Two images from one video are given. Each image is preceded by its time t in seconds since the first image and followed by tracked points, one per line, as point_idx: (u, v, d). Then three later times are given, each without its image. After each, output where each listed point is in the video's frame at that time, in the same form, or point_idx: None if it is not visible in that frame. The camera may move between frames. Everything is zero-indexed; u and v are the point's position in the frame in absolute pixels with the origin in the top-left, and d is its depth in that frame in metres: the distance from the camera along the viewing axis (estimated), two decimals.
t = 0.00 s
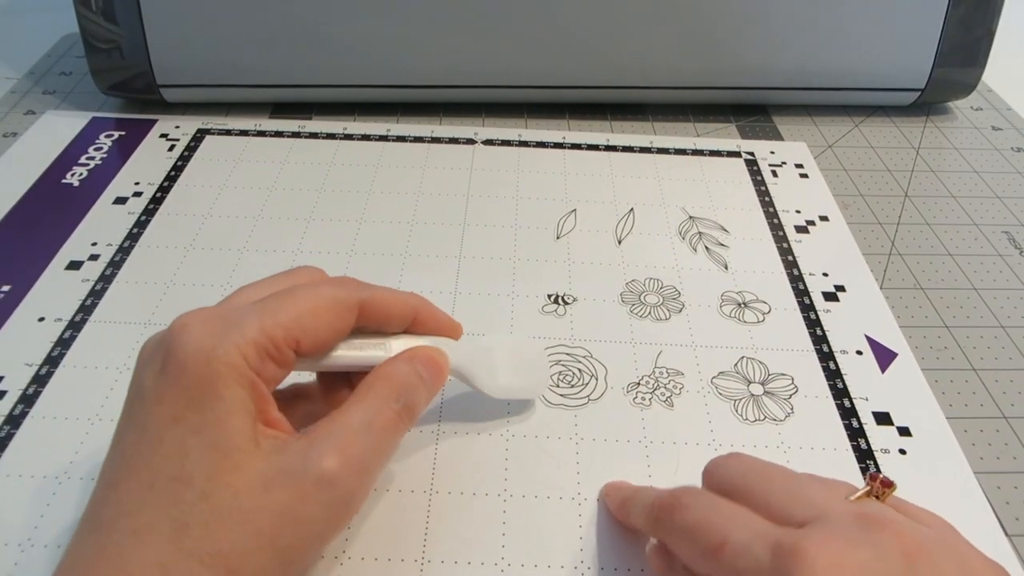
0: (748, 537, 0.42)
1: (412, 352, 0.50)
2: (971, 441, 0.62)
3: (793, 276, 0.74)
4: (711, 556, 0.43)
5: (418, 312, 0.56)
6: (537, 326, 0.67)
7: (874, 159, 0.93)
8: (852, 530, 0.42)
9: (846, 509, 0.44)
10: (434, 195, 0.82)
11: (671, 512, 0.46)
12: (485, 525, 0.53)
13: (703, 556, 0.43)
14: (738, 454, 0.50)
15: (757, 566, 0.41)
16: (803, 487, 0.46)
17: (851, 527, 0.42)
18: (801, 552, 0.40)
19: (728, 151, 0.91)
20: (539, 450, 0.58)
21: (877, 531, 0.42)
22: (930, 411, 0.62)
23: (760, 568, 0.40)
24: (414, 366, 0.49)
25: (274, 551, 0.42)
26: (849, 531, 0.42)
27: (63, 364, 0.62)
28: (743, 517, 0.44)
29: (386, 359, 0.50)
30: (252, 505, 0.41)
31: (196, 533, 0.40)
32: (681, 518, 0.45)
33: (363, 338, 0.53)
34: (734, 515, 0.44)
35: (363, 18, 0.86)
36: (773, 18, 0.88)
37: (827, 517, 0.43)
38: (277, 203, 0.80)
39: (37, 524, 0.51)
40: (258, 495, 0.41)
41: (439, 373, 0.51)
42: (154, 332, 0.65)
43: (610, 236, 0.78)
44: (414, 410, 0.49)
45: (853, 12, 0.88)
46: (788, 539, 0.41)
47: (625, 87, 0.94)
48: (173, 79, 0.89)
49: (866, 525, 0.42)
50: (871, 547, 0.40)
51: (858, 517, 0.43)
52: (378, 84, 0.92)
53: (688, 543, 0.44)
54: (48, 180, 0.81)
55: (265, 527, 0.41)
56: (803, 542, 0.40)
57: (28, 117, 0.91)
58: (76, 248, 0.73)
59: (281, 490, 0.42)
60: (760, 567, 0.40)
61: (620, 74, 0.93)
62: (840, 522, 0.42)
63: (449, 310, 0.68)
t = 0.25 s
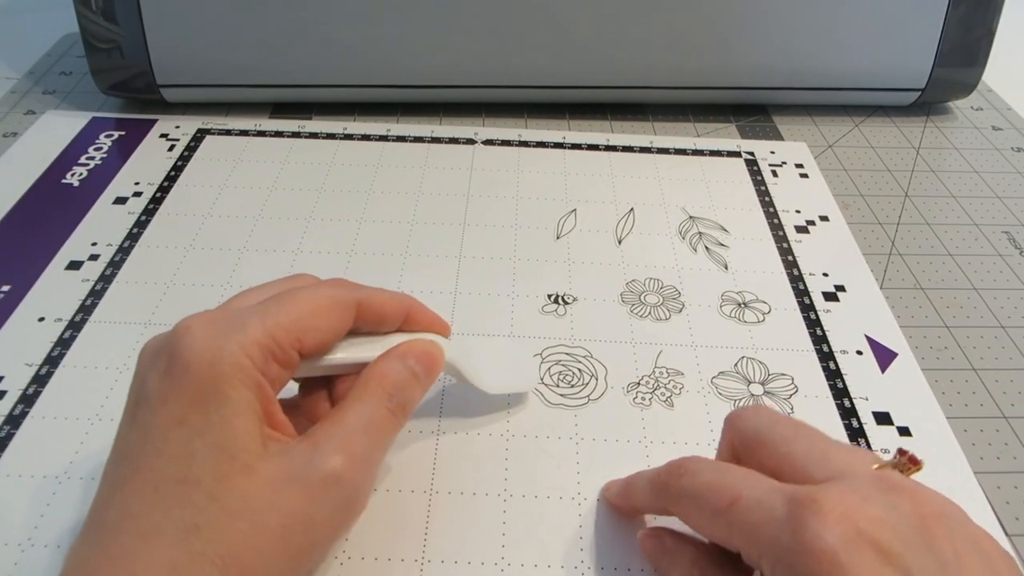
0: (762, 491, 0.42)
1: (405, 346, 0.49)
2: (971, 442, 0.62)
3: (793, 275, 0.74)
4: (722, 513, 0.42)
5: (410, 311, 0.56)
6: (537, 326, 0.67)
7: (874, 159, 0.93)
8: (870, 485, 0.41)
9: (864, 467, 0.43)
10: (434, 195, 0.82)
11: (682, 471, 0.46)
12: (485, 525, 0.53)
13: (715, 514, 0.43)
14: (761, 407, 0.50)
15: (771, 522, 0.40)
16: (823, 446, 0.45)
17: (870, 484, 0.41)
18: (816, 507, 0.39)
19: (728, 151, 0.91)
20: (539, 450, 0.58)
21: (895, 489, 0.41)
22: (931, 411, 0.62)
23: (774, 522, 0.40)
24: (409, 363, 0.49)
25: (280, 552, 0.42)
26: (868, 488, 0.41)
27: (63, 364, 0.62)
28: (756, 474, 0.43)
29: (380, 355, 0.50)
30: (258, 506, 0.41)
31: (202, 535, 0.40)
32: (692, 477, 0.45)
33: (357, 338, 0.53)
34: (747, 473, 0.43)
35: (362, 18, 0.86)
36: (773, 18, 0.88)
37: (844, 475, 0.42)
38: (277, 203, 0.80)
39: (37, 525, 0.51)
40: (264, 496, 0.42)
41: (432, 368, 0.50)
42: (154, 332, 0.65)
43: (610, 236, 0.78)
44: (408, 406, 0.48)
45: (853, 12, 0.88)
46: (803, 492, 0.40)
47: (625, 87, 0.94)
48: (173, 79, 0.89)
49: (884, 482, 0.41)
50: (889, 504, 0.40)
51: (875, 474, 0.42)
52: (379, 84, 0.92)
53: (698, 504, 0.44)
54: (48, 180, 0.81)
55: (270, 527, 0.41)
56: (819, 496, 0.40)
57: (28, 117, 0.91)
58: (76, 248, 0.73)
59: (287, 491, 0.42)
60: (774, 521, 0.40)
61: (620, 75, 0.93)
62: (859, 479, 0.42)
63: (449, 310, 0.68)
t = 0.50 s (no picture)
0: (779, 448, 0.41)
1: (390, 340, 0.50)
2: (972, 442, 0.62)
3: (793, 276, 0.74)
4: (741, 476, 0.42)
5: (390, 309, 0.56)
6: (538, 326, 0.67)
7: (874, 159, 0.93)
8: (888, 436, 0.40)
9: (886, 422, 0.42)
10: (434, 195, 0.82)
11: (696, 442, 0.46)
12: (486, 525, 0.53)
13: (734, 478, 0.43)
14: (786, 358, 0.49)
15: (789, 479, 0.40)
16: (843, 402, 0.44)
17: (890, 435, 0.40)
18: (833, 458, 0.39)
19: (728, 151, 0.91)
20: (539, 449, 0.58)
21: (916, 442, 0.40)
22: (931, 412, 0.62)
23: (794, 476, 0.40)
24: (392, 355, 0.50)
25: (280, 544, 0.42)
26: (887, 437, 0.40)
27: (63, 364, 0.62)
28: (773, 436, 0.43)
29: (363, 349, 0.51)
30: (258, 499, 0.41)
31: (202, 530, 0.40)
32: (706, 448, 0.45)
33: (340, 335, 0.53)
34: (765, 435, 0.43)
35: (362, 18, 0.86)
36: (773, 18, 0.88)
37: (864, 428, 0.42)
38: (277, 203, 0.80)
39: (36, 525, 0.51)
40: (263, 488, 0.42)
41: (414, 360, 0.51)
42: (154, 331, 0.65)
43: (610, 236, 0.78)
44: (394, 399, 0.49)
45: (854, 12, 0.88)
46: (821, 445, 0.40)
47: (625, 87, 0.94)
48: (173, 79, 0.89)
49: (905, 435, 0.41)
50: (908, 452, 0.39)
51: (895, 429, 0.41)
52: (379, 84, 0.92)
53: (715, 470, 0.44)
54: (48, 180, 0.81)
55: (270, 519, 0.41)
56: (837, 447, 0.39)
57: (28, 117, 0.91)
58: (77, 248, 0.73)
59: (285, 483, 0.42)
60: (792, 475, 0.40)
61: (620, 74, 0.93)
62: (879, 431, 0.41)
63: (449, 311, 0.68)
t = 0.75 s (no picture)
0: (782, 393, 0.42)
1: (404, 348, 0.51)
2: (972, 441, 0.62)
3: (794, 275, 0.74)
4: (740, 414, 0.44)
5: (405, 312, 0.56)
6: (538, 326, 0.67)
7: (875, 159, 0.93)
8: (883, 394, 0.42)
9: (885, 383, 0.44)
10: (434, 195, 0.82)
11: (701, 375, 0.47)
12: (486, 525, 0.53)
13: (734, 416, 0.44)
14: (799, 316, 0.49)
15: (786, 423, 0.41)
16: (844, 358, 0.45)
17: (885, 395, 0.42)
18: (832, 410, 0.40)
19: (728, 151, 0.90)
20: (539, 449, 0.58)
21: (908, 403, 0.42)
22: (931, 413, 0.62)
23: (791, 422, 0.41)
24: (405, 364, 0.50)
25: (296, 552, 0.43)
26: (882, 397, 0.41)
27: (63, 364, 0.62)
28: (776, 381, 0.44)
29: (376, 357, 0.51)
30: (277, 507, 0.42)
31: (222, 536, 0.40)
32: (714, 382, 0.46)
33: (357, 339, 0.53)
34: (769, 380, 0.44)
35: (362, 18, 0.86)
36: (774, 18, 0.88)
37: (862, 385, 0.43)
38: (277, 202, 0.80)
39: (36, 525, 0.51)
40: (281, 498, 0.42)
41: (425, 369, 0.51)
42: (154, 331, 0.65)
43: (611, 236, 0.78)
44: (405, 408, 0.50)
45: (854, 11, 0.88)
46: (820, 397, 0.41)
47: (625, 87, 0.94)
48: (173, 79, 0.89)
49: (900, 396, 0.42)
50: (901, 412, 0.40)
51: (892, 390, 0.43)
52: (379, 84, 0.92)
53: (718, 408, 0.45)
54: (48, 180, 0.81)
55: (288, 527, 0.42)
56: (835, 401, 0.40)
57: (28, 116, 0.91)
58: (76, 247, 0.73)
59: (303, 492, 0.43)
60: (790, 419, 0.41)
61: (620, 74, 0.93)
62: (877, 390, 0.42)
63: (449, 311, 0.68)
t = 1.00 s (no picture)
0: (763, 430, 0.43)
1: (421, 355, 0.51)
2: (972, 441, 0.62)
3: (794, 275, 0.74)
4: (727, 456, 0.44)
5: (418, 317, 0.57)
6: (538, 326, 0.67)
7: (875, 159, 0.93)
8: (866, 415, 0.42)
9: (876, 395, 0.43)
10: (434, 195, 0.82)
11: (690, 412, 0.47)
12: (487, 525, 0.53)
13: (721, 458, 0.44)
14: (802, 312, 0.49)
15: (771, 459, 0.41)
16: (836, 352, 0.45)
17: (866, 417, 0.41)
18: (810, 441, 0.40)
19: (728, 151, 0.90)
20: (540, 450, 0.58)
21: (892, 422, 0.41)
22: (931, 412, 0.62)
23: (774, 459, 0.41)
24: (420, 372, 0.51)
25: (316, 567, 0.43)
26: (863, 419, 0.41)
27: (63, 364, 0.62)
28: (757, 417, 0.44)
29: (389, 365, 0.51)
30: (301, 520, 0.42)
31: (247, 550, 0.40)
32: (696, 426, 0.46)
33: (374, 347, 0.53)
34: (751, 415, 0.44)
35: (362, 18, 0.86)
36: (774, 18, 0.88)
37: (846, 404, 0.43)
38: (277, 202, 0.80)
39: (37, 525, 0.51)
40: (305, 511, 0.42)
41: (440, 376, 0.52)
42: (154, 331, 0.65)
43: (611, 236, 0.78)
44: (416, 418, 0.50)
45: (854, 12, 0.88)
46: (799, 427, 0.41)
47: (625, 87, 0.94)
48: (173, 79, 0.89)
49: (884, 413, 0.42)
50: (881, 432, 0.40)
51: (878, 406, 0.42)
52: (379, 84, 0.92)
53: (706, 450, 0.45)
54: (48, 180, 0.81)
55: (310, 541, 0.42)
56: (814, 430, 0.41)
57: (28, 116, 0.91)
58: (76, 247, 0.73)
59: (325, 505, 0.43)
60: (771, 458, 0.41)
61: (620, 74, 0.93)
62: (858, 412, 0.42)
63: (449, 311, 0.68)
